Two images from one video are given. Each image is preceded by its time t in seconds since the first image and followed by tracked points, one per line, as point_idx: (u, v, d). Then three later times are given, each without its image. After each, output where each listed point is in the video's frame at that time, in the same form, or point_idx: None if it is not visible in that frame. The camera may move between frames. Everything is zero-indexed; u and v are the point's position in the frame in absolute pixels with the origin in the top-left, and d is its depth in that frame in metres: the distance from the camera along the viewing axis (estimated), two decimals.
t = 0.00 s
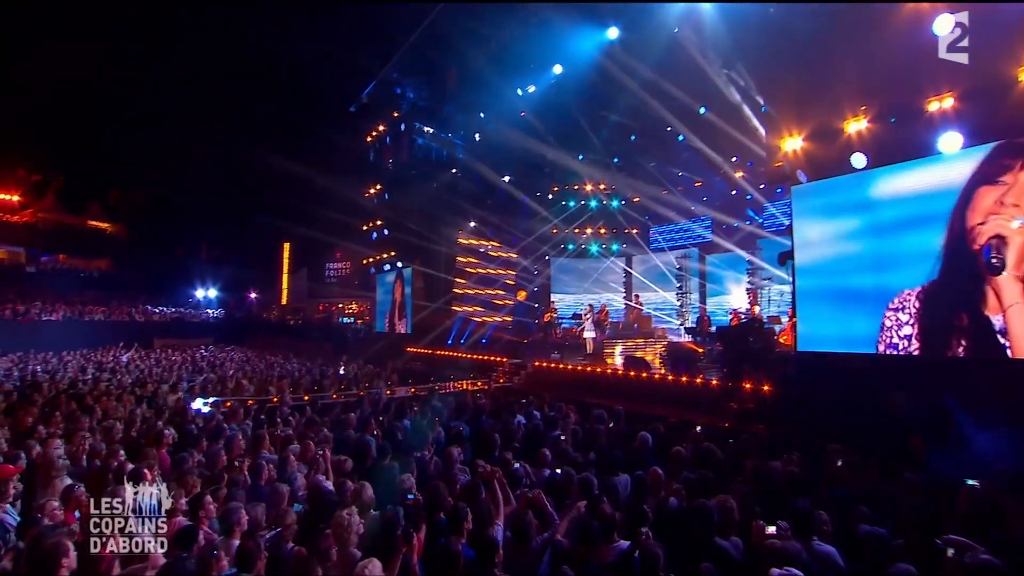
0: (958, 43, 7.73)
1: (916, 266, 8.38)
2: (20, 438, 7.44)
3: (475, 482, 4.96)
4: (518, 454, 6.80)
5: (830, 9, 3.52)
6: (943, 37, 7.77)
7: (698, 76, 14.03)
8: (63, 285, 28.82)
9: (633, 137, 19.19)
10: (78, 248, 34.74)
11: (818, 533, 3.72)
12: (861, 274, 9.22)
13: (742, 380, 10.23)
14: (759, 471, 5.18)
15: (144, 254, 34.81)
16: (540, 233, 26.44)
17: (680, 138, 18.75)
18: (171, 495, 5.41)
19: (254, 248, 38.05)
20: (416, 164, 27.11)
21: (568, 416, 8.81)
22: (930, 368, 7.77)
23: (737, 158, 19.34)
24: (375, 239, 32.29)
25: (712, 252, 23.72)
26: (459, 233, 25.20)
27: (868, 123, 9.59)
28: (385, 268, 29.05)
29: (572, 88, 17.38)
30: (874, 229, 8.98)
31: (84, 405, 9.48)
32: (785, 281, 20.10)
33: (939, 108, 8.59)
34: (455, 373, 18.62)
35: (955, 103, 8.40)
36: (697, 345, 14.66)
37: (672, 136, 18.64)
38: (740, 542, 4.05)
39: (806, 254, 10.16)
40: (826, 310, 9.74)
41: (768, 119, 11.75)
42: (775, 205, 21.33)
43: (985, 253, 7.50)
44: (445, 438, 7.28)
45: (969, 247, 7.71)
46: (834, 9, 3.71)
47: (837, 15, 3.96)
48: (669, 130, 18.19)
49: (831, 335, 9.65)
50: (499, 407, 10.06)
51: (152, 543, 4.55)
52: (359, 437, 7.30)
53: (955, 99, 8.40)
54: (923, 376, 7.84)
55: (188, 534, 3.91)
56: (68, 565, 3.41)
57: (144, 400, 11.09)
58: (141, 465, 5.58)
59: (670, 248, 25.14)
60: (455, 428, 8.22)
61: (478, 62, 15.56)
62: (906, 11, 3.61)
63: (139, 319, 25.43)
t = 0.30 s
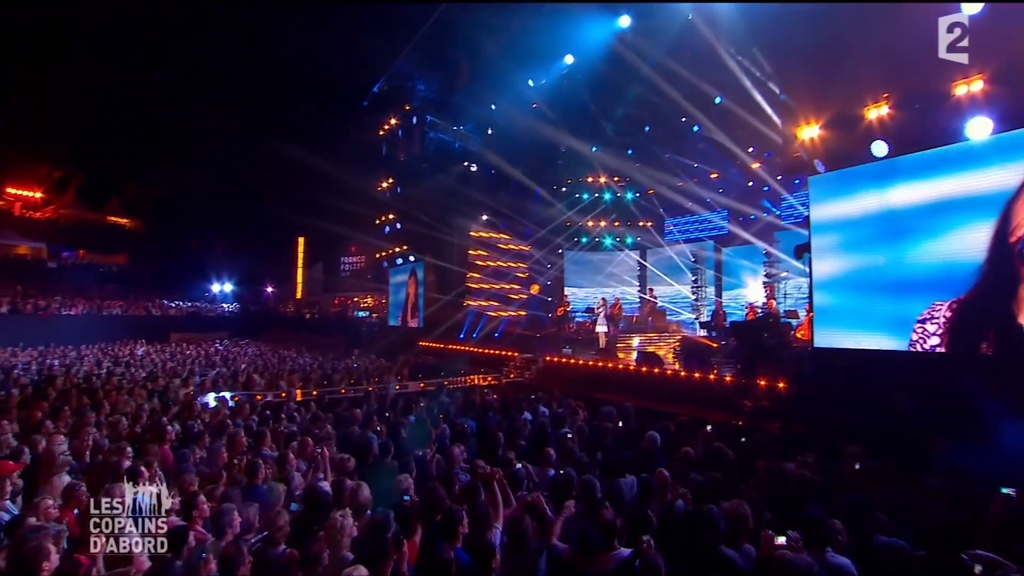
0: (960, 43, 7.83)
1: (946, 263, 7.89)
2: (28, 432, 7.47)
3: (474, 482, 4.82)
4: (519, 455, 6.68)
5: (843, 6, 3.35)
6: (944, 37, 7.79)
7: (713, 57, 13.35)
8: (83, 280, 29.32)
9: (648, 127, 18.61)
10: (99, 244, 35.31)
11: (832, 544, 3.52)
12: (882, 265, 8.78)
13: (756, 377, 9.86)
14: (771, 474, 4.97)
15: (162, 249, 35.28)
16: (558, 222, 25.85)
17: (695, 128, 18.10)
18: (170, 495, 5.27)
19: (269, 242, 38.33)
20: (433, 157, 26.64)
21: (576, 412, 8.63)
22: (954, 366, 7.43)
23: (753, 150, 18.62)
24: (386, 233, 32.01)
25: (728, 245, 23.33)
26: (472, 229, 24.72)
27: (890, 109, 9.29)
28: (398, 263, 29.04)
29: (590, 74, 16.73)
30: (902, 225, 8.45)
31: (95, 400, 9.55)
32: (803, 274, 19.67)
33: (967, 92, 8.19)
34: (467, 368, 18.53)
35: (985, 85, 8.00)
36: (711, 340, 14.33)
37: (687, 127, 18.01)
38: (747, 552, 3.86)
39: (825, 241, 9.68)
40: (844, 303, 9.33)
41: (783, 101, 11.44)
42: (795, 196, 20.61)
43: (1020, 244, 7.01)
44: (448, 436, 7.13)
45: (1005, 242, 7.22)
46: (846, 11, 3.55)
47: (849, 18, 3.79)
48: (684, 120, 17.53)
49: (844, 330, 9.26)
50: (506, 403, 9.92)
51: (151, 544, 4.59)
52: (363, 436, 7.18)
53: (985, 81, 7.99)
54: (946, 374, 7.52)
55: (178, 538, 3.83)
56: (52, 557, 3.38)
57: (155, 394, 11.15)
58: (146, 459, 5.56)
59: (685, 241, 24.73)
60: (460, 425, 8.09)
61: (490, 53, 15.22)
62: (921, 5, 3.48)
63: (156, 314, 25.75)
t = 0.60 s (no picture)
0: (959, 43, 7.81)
1: (961, 265, 7.79)
2: (37, 428, 7.51)
3: (472, 485, 4.72)
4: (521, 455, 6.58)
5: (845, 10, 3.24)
6: (943, 37, 7.77)
7: (726, 47, 12.89)
8: (101, 276, 29.70)
9: (660, 120, 18.47)
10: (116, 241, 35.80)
11: (843, 557, 3.34)
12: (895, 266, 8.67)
13: (769, 376, 9.57)
14: (779, 479, 4.80)
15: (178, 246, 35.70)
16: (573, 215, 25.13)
17: (709, 121, 17.86)
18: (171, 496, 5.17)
19: (283, 239, 38.57)
20: (442, 153, 25.91)
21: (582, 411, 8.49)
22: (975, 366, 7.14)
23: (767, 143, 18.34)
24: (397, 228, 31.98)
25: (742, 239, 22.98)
26: (483, 225, 23.94)
27: (908, 98, 9.06)
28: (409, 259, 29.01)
29: (601, 71, 16.58)
30: (916, 226, 8.34)
31: (104, 396, 9.59)
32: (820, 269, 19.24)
33: (992, 79, 7.88)
34: (477, 365, 18.46)
35: (1013, 70, 7.65)
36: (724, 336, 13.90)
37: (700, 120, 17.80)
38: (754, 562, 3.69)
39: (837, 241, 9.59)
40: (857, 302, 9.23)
41: (796, 91, 11.13)
42: (813, 189, 19.95)
43: None
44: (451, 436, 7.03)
45: None
46: (850, 17, 3.37)
47: (854, 24, 3.62)
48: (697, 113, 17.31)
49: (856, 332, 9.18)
50: (513, 401, 9.82)
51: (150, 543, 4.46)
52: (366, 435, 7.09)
53: (1014, 66, 7.65)
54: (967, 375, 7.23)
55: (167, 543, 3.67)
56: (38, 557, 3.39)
57: (166, 390, 11.21)
58: (145, 458, 5.52)
59: (698, 234, 24.80)
60: (464, 424, 7.99)
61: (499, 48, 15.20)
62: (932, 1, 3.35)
63: (170, 310, 26.05)
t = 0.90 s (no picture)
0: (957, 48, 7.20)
1: (979, 258, 8.14)
2: (48, 423, 7.58)
3: (470, 488, 4.60)
4: (526, 457, 6.46)
5: (850, 14, 3.06)
6: (946, 37, 6.68)
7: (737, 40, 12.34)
8: (122, 273, 30.14)
9: (676, 113, 17.74)
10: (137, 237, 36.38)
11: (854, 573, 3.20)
12: (918, 261, 8.96)
13: (784, 373, 9.25)
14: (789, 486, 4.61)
15: (197, 241, 36.20)
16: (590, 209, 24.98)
17: (726, 112, 17.34)
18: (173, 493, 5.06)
19: (299, 234, 38.84)
20: (451, 148, 24.53)
21: (591, 411, 8.32)
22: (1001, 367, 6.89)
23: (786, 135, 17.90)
24: (411, 224, 31.94)
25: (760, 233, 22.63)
26: (498, 221, 24.36)
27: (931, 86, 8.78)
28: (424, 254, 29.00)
29: (617, 65, 15.89)
30: (935, 220, 8.69)
31: (116, 392, 9.63)
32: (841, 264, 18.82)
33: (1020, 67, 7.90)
34: (489, 361, 18.39)
35: None
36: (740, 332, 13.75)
37: (717, 111, 17.27)
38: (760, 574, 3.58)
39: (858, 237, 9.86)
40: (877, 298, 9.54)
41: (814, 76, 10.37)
42: (833, 182, 19.29)
43: None
44: (455, 436, 6.91)
45: None
46: (864, 14, 3.12)
47: (869, 16, 3.36)
48: (714, 105, 16.74)
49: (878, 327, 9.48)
50: (521, 399, 9.68)
51: (150, 544, 4.42)
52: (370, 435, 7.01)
53: None
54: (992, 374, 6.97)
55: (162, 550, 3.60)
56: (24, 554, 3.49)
57: (179, 385, 11.30)
58: (148, 456, 5.48)
59: (714, 227, 24.00)
60: (471, 421, 7.90)
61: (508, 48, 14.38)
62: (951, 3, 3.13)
63: (189, 305, 26.45)
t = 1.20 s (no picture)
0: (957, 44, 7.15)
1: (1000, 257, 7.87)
2: (59, 420, 7.65)
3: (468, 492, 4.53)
4: (530, 459, 6.37)
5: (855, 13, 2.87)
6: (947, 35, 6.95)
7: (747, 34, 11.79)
8: (141, 270, 30.46)
9: (690, 107, 17.26)
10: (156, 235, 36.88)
11: None
12: (937, 260, 8.71)
13: (799, 373, 9.03)
14: (798, 494, 4.48)
15: (215, 238, 36.65)
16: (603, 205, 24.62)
17: (743, 105, 16.88)
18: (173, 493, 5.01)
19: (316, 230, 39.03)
20: (463, 144, 24.13)
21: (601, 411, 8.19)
22: None
23: (805, 128, 17.44)
24: (424, 220, 31.86)
25: (778, 228, 22.22)
26: (511, 216, 24.14)
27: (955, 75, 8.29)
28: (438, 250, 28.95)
29: (627, 69, 15.47)
30: (955, 218, 8.44)
31: (127, 389, 9.71)
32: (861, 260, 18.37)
33: None
34: (501, 358, 18.32)
35: None
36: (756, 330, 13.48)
37: (734, 104, 16.83)
38: None
39: (874, 233, 9.66)
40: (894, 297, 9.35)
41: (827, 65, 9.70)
42: (853, 175, 18.72)
43: None
44: (460, 437, 6.83)
45: None
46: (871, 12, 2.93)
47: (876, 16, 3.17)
48: (731, 97, 16.31)
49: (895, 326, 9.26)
50: (530, 397, 9.58)
51: (151, 543, 4.39)
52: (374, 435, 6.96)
53: None
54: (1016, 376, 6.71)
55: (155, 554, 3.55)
56: (19, 555, 3.68)
57: (191, 382, 11.39)
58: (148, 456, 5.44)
59: (731, 222, 23.55)
60: (477, 421, 7.81)
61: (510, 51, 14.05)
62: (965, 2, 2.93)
63: (206, 302, 26.78)
